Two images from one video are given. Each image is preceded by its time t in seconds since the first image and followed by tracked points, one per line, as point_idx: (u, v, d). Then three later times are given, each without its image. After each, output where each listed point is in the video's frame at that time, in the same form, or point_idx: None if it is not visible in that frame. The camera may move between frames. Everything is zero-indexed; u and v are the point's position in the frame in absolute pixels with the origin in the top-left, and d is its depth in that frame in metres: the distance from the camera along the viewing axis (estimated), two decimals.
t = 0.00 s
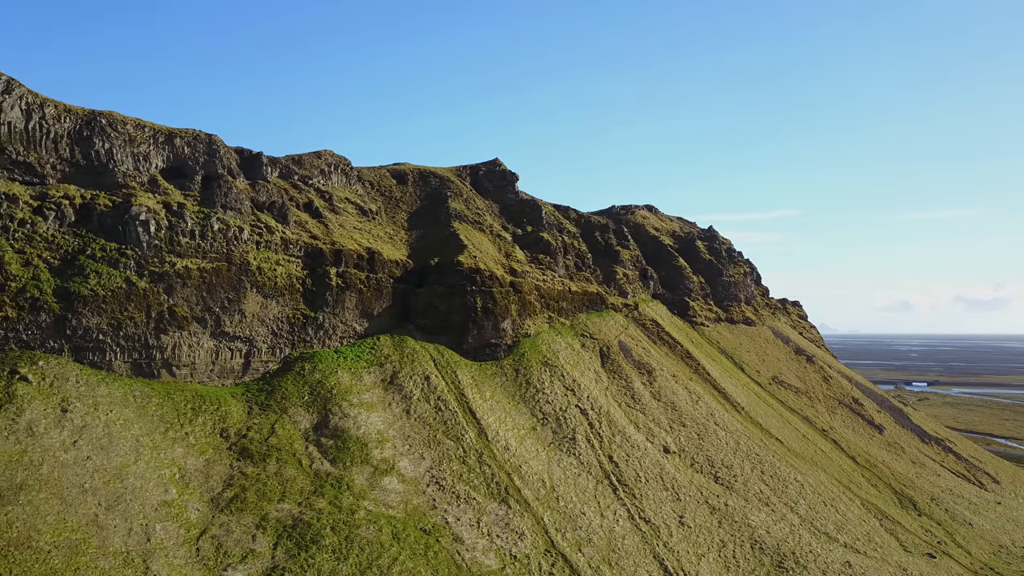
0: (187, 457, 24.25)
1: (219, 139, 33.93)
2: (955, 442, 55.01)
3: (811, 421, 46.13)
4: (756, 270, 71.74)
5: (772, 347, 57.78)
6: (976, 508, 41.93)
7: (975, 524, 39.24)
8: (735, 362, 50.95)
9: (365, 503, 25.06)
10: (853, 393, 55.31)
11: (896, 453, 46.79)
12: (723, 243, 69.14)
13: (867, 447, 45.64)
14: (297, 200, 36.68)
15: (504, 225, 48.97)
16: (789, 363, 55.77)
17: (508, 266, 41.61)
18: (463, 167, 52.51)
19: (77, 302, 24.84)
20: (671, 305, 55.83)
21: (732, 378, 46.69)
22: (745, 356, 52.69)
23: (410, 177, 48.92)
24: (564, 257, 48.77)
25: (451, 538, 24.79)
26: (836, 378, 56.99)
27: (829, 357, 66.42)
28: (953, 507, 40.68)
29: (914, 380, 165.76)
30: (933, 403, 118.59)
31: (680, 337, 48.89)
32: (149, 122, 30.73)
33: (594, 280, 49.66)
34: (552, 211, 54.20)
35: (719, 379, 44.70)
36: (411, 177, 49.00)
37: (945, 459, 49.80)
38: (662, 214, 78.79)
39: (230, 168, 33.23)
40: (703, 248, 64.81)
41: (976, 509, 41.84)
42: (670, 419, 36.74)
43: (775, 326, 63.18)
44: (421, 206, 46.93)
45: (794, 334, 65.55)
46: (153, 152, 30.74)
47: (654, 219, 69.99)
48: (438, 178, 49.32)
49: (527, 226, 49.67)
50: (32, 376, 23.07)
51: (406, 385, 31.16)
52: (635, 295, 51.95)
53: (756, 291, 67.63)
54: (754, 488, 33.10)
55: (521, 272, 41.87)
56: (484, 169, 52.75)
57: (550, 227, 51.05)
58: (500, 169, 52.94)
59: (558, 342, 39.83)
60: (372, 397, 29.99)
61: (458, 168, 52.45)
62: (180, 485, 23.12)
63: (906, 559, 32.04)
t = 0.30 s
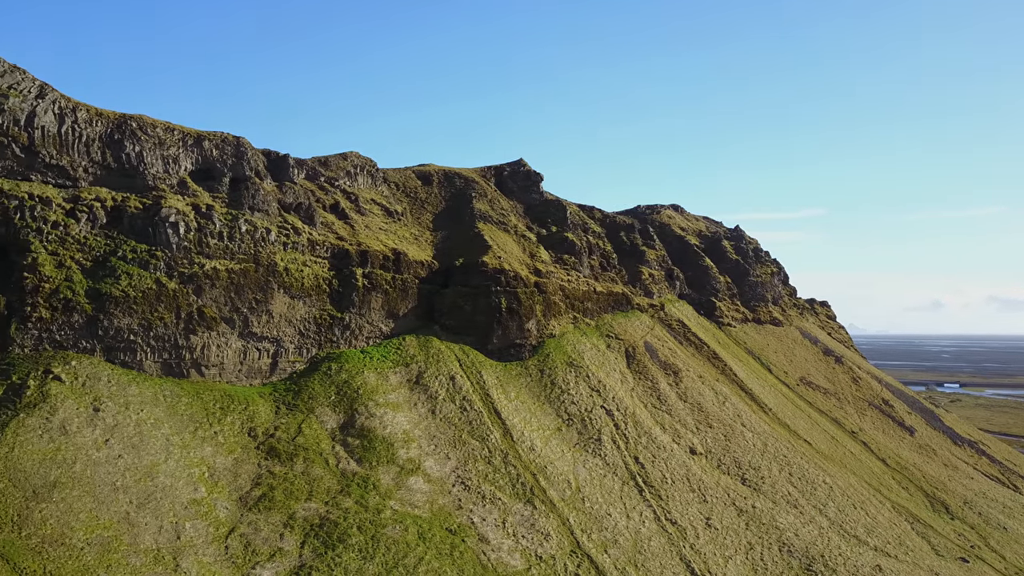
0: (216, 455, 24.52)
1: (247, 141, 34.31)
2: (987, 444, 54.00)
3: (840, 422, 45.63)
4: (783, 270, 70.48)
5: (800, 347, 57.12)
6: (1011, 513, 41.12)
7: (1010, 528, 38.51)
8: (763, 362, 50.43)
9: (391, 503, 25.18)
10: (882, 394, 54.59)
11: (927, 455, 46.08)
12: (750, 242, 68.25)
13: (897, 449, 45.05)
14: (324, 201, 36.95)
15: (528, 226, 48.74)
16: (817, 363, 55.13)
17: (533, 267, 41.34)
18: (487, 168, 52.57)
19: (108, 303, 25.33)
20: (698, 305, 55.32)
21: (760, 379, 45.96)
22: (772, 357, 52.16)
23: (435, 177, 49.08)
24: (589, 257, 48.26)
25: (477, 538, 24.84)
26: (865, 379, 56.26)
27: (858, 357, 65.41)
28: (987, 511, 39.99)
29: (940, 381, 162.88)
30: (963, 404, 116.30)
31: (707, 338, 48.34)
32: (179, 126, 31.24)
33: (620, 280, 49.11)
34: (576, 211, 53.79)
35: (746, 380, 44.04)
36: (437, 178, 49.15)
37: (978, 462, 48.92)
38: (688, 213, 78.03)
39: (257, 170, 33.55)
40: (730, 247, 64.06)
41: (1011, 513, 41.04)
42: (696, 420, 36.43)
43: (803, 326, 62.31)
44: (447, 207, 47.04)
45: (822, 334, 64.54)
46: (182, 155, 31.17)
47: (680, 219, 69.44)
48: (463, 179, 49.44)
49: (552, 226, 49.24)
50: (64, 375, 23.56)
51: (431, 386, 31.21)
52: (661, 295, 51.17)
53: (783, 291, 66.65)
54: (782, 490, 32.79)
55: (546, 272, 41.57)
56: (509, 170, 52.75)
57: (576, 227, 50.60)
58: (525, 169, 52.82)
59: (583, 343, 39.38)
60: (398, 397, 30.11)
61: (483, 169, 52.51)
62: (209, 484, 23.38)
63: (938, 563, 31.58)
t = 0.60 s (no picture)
0: (244, 454, 24.78)
1: (275, 144, 34.67)
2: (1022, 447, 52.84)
3: (870, 424, 45.00)
4: (811, 269, 69.42)
5: (829, 348, 56.40)
6: None
7: None
8: (791, 363, 49.86)
9: (417, 502, 25.27)
10: (914, 396, 53.71)
11: (960, 458, 45.28)
12: (777, 242, 67.48)
13: (929, 451, 44.32)
14: (350, 203, 37.20)
15: (553, 226, 48.63)
16: (846, 364, 54.42)
17: (558, 267, 41.22)
18: (512, 169, 52.62)
19: (139, 303, 25.74)
20: (724, 305, 54.76)
21: (787, 380, 45.33)
22: (800, 357, 51.57)
23: (460, 178, 49.23)
24: (615, 257, 47.89)
25: (503, 539, 24.86)
26: (896, 380, 55.38)
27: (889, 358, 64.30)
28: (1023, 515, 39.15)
29: (969, 382, 159.69)
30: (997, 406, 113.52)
31: (734, 338, 47.77)
32: (208, 128, 31.72)
33: (646, 280, 48.69)
34: (602, 211, 53.48)
35: (774, 380, 43.54)
36: (462, 179, 49.30)
37: (1012, 465, 47.89)
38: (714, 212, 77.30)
39: (285, 172, 33.84)
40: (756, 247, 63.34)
41: None
42: (722, 422, 36.09)
43: (832, 326, 61.39)
44: (471, 207, 47.12)
45: (852, 334, 63.58)
46: (211, 157, 31.59)
47: (706, 218, 68.90)
48: (488, 180, 49.55)
49: (577, 226, 49.03)
50: (96, 375, 24.00)
51: (457, 386, 31.25)
52: (688, 295, 50.67)
53: (811, 291, 65.73)
54: (810, 492, 32.42)
55: (571, 272, 41.39)
56: (534, 171, 52.74)
57: (601, 227, 50.37)
58: (549, 170, 52.78)
59: (609, 343, 39.09)
60: (424, 398, 30.19)
61: (507, 170, 52.57)
62: (238, 483, 23.62)
63: (972, 568, 31.00)
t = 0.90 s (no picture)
0: (273, 454, 25.03)
1: (303, 146, 34.99)
2: None
3: (901, 426, 44.29)
4: (840, 269, 68.42)
5: (860, 349, 55.61)
6: None
7: None
8: (821, 364, 49.26)
9: (444, 503, 25.33)
10: (947, 398, 52.77)
11: (995, 461, 44.45)
12: (806, 242, 66.66)
13: (962, 454, 43.52)
14: (377, 204, 37.43)
15: (579, 226, 48.49)
16: (877, 365, 53.63)
17: (583, 268, 41.05)
18: (538, 169, 52.62)
19: (170, 304, 26.16)
20: (752, 305, 54.17)
21: (816, 381, 44.74)
22: (830, 358, 50.93)
23: (486, 179, 49.35)
24: (641, 257, 47.54)
25: (529, 539, 24.84)
26: (928, 382, 54.44)
27: (921, 359, 63.12)
28: None
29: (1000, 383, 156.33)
30: None
31: (763, 339, 47.19)
32: (236, 131, 32.16)
33: (673, 280, 48.22)
34: (628, 211, 53.24)
35: (803, 382, 43.00)
36: (487, 179, 49.41)
37: None
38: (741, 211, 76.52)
39: (312, 174, 34.11)
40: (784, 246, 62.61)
41: None
42: (750, 423, 35.73)
43: (862, 327, 60.43)
44: (497, 208, 47.17)
45: (882, 335, 62.56)
46: (240, 159, 32.02)
47: (733, 218, 68.31)
48: (513, 180, 49.62)
49: (603, 226, 48.82)
50: (128, 374, 24.39)
51: (483, 386, 31.27)
52: (715, 296, 50.11)
53: (840, 291, 64.77)
54: (840, 495, 32.00)
55: (597, 273, 41.17)
56: (559, 171, 52.69)
57: (627, 227, 50.12)
58: (575, 170, 52.69)
59: (635, 344, 38.77)
60: (450, 398, 30.25)
61: (533, 170, 52.58)
62: (266, 482, 23.84)
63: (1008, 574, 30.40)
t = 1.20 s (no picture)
0: (301, 453, 25.23)
1: (330, 148, 35.29)
2: None
3: (934, 429, 43.54)
4: (871, 269, 67.38)
5: (891, 350, 54.76)
6: None
7: None
8: (851, 365, 48.62)
9: (470, 503, 25.38)
10: (981, 400, 51.78)
11: None
12: (835, 241, 65.85)
13: (997, 457, 42.68)
14: (403, 205, 37.63)
15: (605, 226, 48.31)
16: (909, 366, 52.78)
17: (610, 268, 40.87)
18: (563, 169, 52.59)
19: (200, 305, 26.51)
20: (781, 305, 53.59)
21: (846, 383, 44.13)
22: (861, 359, 50.25)
23: (511, 180, 49.44)
24: (668, 257, 47.18)
25: (556, 540, 24.79)
26: (961, 384, 53.45)
27: (955, 360, 61.91)
28: None
29: None
30: None
31: (792, 340, 46.60)
32: (265, 134, 32.67)
33: (701, 280, 47.66)
34: (654, 211, 52.97)
35: (833, 383, 42.45)
36: (513, 180, 49.49)
37: None
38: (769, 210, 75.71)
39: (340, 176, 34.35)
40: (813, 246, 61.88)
41: None
42: (779, 425, 35.36)
43: (893, 328, 59.49)
44: (522, 208, 47.17)
45: (915, 336, 61.56)
46: (268, 162, 32.41)
47: (761, 217, 67.69)
48: (539, 180, 49.66)
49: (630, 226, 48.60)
50: (160, 375, 24.74)
51: (509, 387, 31.28)
52: (743, 296, 49.53)
53: (871, 292, 63.82)
54: (871, 498, 31.55)
55: (623, 273, 40.92)
56: (585, 171, 52.63)
57: (654, 227, 49.84)
58: (602, 170, 52.59)
59: (663, 345, 38.47)
60: (476, 398, 30.29)
61: (559, 171, 52.56)
62: (295, 481, 24.05)
63: None
